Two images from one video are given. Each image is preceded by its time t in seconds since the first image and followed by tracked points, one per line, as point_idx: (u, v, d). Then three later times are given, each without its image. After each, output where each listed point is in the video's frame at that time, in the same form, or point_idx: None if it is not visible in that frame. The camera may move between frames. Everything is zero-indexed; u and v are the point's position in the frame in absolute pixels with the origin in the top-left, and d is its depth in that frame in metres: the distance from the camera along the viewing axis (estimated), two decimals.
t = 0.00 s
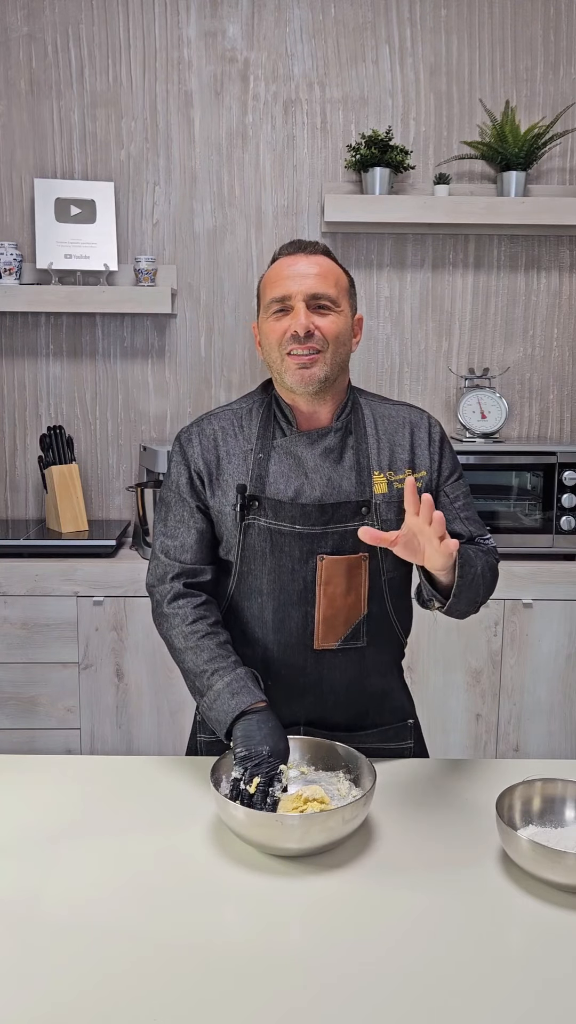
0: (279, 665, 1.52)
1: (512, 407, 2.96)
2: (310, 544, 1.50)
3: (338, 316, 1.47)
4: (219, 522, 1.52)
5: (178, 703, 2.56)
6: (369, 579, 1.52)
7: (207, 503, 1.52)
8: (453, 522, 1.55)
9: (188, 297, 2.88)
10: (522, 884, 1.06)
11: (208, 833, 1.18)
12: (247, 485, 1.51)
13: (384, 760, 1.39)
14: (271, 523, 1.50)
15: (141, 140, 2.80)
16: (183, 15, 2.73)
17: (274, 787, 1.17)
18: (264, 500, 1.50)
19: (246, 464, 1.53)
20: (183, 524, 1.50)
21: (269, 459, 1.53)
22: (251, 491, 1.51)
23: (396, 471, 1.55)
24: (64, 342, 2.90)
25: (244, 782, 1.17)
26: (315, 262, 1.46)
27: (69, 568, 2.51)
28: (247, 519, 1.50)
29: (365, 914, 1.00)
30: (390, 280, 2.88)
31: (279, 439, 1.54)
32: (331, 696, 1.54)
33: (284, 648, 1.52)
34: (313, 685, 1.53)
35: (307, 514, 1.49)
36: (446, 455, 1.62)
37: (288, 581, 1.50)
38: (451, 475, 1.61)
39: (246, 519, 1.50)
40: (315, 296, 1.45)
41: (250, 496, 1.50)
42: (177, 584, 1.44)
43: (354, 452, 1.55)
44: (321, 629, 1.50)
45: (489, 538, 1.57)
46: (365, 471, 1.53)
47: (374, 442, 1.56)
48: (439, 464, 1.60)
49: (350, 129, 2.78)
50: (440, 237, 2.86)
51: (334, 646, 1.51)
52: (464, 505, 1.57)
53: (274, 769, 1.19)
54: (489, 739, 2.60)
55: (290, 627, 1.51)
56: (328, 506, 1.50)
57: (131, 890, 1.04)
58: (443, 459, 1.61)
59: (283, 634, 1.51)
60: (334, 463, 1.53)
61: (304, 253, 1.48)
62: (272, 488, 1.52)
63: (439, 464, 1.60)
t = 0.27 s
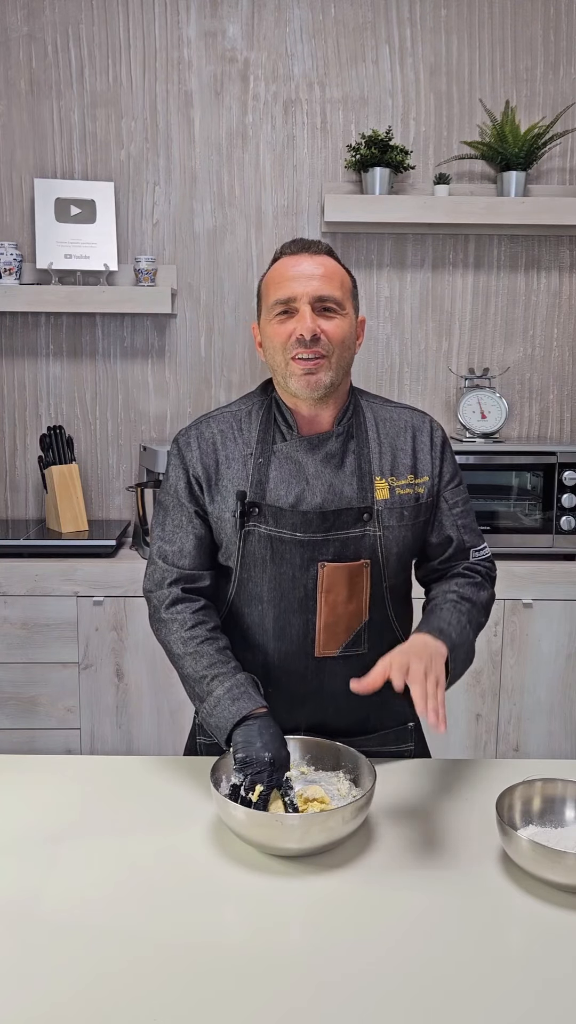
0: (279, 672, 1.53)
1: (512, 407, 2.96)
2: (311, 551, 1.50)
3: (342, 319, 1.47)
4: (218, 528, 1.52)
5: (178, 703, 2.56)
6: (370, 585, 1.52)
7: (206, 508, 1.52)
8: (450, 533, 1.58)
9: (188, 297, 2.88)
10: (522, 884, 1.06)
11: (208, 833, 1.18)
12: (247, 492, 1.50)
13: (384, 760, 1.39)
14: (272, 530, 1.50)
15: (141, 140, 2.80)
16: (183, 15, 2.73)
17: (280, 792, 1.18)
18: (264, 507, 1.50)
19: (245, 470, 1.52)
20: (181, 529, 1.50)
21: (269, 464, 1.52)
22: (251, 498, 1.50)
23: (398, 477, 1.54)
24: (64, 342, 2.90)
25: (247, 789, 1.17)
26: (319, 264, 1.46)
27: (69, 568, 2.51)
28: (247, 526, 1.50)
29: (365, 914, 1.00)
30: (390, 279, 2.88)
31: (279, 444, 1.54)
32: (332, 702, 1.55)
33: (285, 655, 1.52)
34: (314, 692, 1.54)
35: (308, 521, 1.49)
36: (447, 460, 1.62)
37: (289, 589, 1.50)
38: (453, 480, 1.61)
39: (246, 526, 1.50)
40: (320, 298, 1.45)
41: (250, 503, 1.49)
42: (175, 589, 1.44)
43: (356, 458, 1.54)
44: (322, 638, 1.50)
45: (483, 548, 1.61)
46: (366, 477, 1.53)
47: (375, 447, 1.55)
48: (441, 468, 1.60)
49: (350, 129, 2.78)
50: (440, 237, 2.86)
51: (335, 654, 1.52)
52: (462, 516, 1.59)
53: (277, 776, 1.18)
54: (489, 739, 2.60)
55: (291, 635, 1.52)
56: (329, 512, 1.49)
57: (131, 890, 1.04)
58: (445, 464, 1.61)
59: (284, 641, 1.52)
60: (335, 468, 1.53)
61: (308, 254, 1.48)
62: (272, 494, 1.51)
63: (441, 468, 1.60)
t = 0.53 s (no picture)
0: (279, 675, 1.53)
1: (512, 407, 2.96)
2: (311, 555, 1.50)
3: (344, 322, 1.47)
4: (217, 531, 1.51)
5: (178, 703, 2.56)
6: (370, 588, 1.52)
7: (205, 511, 1.52)
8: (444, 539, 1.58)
9: (188, 297, 2.88)
10: (522, 884, 1.06)
11: (208, 834, 1.17)
12: (246, 495, 1.50)
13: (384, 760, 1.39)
14: (271, 535, 1.50)
15: (141, 140, 2.80)
16: (183, 15, 2.73)
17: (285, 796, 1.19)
18: (263, 511, 1.50)
19: (244, 473, 1.52)
20: (180, 533, 1.49)
21: (269, 467, 1.52)
22: (250, 502, 1.50)
23: (398, 481, 1.54)
24: (64, 342, 2.90)
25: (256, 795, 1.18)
26: (322, 265, 1.45)
27: (69, 568, 2.51)
28: (246, 530, 1.50)
29: (365, 914, 0.99)
30: (390, 279, 2.88)
31: (278, 447, 1.53)
32: (331, 703, 1.55)
33: (285, 659, 1.52)
34: (314, 694, 1.54)
35: (308, 525, 1.49)
36: (448, 464, 1.61)
37: (289, 592, 1.50)
38: (452, 484, 1.60)
39: (245, 530, 1.50)
40: (323, 301, 1.44)
41: (249, 508, 1.49)
42: (176, 594, 1.44)
43: (356, 461, 1.54)
44: (322, 642, 1.51)
45: (476, 553, 1.62)
46: (366, 481, 1.53)
47: (376, 451, 1.55)
48: (442, 471, 1.59)
49: (350, 129, 2.78)
50: (440, 237, 2.86)
51: (334, 657, 1.52)
52: (458, 521, 1.59)
53: (285, 780, 1.20)
54: (489, 739, 2.60)
55: (290, 639, 1.52)
56: (329, 517, 1.49)
57: (130, 890, 1.04)
58: (445, 467, 1.60)
59: (283, 646, 1.52)
60: (335, 472, 1.53)
61: (310, 255, 1.47)
62: (271, 499, 1.50)
63: (441, 472, 1.59)
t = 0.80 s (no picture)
0: (278, 675, 1.53)
1: (512, 407, 2.96)
2: (310, 555, 1.50)
3: (357, 324, 1.48)
4: (214, 531, 1.51)
5: (178, 703, 2.56)
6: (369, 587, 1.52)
7: (203, 511, 1.52)
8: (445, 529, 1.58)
9: (188, 297, 2.88)
10: (522, 884, 1.06)
11: (208, 834, 1.18)
12: (244, 496, 1.50)
13: (384, 760, 1.39)
14: (270, 535, 1.50)
15: (141, 140, 2.80)
16: (183, 15, 2.73)
17: (284, 800, 1.18)
18: (261, 511, 1.50)
19: (242, 473, 1.52)
20: (178, 533, 1.49)
21: (267, 467, 1.52)
22: (248, 502, 1.50)
23: (395, 479, 1.55)
24: (64, 342, 2.90)
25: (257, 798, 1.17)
26: (337, 267, 1.45)
27: (69, 568, 2.51)
28: (245, 530, 1.50)
29: (365, 914, 1.00)
30: (390, 279, 2.88)
31: (276, 446, 1.53)
32: (332, 703, 1.55)
33: (284, 659, 1.52)
34: (314, 694, 1.54)
35: (306, 524, 1.49)
36: (444, 459, 1.61)
37: (287, 592, 1.51)
38: (449, 479, 1.60)
39: (243, 530, 1.50)
40: (340, 303, 1.45)
41: (247, 508, 1.49)
42: (174, 594, 1.43)
43: (353, 459, 1.54)
44: (322, 642, 1.50)
45: (481, 544, 1.60)
46: (364, 480, 1.53)
47: (373, 449, 1.55)
48: (439, 468, 1.60)
49: (350, 129, 2.78)
50: (440, 237, 2.86)
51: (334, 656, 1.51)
52: (457, 512, 1.58)
53: (286, 782, 1.19)
54: (489, 739, 2.60)
55: (289, 639, 1.52)
56: (327, 517, 1.50)
57: (130, 890, 1.04)
58: (441, 463, 1.60)
59: (283, 646, 1.52)
60: (333, 471, 1.53)
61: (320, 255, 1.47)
62: (270, 499, 1.51)
63: (438, 468, 1.60)
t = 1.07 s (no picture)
0: (278, 674, 1.53)
1: (512, 407, 2.96)
2: (309, 553, 1.50)
3: (351, 324, 1.47)
4: (215, 530, 1.51)
5: (178, 703, 2.56)
6: (368, 586, 1.52)
7: (204, 510, 1.52)
8: (444, 528, 1.56)
9: (188, 297, 2.88)
10: (522, 884, 1.06)
11: (208, 834, 1.18)
12: (244, 494, 1.50)
13: (384, 760, 1.39)
14: (269, 533, 1.50)
15: (141, 140, 2.80)
16: (183, 15, 2.73)
17: (284, 801, 1.18)
18: (261, 510, 1.50)
19: (242, 472, 1.52)
20: (179, 532, 1.50)
21: (266, 466, 1.52)
22: (248, 500, 1.50)
23: (395, 477, 1.55)
24: (64, 342, 2.90)
25: (257, 798, 1.17)
26: (330, 267, 1.45)
27: (69, 568, 2.51)
28: (245, 529, 1.50)
29: (364, 914, 1.00)
30: (390, 279, 2.88)
31: (276, 445, 1.53)
32: (332, 703, 1.55)
33: (284, 658, 1.52)
34: (313, 694, 1.53)
35: (305, 523, 1.49)
36: (444, 457, 1.61)
37: (287, 591, 1.51)
38: (449, 475, 1.60)
39: (243, 528, 1.50)
40: (332, 303, 1.44)
41: (247, 506, 1.50)
42: (175, 592, 1.44)
43: (353, 458, 1.54)
44: (321, 641, 1.50)
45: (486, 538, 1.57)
46: (363, 478, 1.53)
47: (372, 448, 1.55)
48: (438, 467, 1.60)
49: (350, 129, 2.78)
50: (440, 237, 2.86)
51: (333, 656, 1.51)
52: (456, 511, 1.57)
53: (286, 782, 1.19)
54: (489, 739, 2.60)
55: (289, 637, 1.51)
56: (326, 515, 1.50)
57: (130, 891, 1.04)
58: (441, 460, 1.60)
59: (282, 644, 1.52)
60: (332, 470, 1.53)
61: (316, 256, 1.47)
62: (269, 497, 1.51)
63: (438, 467, 1.60)
